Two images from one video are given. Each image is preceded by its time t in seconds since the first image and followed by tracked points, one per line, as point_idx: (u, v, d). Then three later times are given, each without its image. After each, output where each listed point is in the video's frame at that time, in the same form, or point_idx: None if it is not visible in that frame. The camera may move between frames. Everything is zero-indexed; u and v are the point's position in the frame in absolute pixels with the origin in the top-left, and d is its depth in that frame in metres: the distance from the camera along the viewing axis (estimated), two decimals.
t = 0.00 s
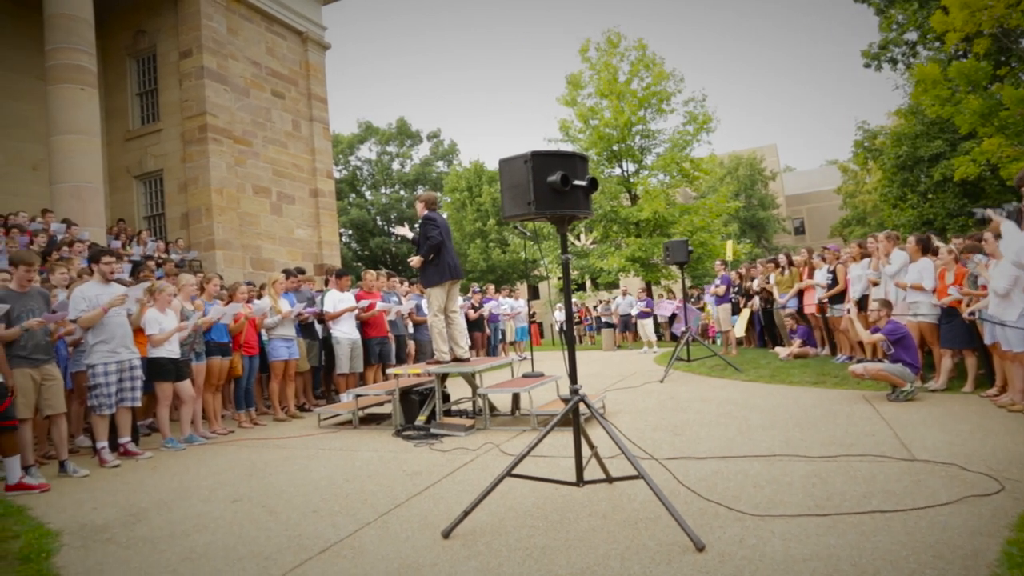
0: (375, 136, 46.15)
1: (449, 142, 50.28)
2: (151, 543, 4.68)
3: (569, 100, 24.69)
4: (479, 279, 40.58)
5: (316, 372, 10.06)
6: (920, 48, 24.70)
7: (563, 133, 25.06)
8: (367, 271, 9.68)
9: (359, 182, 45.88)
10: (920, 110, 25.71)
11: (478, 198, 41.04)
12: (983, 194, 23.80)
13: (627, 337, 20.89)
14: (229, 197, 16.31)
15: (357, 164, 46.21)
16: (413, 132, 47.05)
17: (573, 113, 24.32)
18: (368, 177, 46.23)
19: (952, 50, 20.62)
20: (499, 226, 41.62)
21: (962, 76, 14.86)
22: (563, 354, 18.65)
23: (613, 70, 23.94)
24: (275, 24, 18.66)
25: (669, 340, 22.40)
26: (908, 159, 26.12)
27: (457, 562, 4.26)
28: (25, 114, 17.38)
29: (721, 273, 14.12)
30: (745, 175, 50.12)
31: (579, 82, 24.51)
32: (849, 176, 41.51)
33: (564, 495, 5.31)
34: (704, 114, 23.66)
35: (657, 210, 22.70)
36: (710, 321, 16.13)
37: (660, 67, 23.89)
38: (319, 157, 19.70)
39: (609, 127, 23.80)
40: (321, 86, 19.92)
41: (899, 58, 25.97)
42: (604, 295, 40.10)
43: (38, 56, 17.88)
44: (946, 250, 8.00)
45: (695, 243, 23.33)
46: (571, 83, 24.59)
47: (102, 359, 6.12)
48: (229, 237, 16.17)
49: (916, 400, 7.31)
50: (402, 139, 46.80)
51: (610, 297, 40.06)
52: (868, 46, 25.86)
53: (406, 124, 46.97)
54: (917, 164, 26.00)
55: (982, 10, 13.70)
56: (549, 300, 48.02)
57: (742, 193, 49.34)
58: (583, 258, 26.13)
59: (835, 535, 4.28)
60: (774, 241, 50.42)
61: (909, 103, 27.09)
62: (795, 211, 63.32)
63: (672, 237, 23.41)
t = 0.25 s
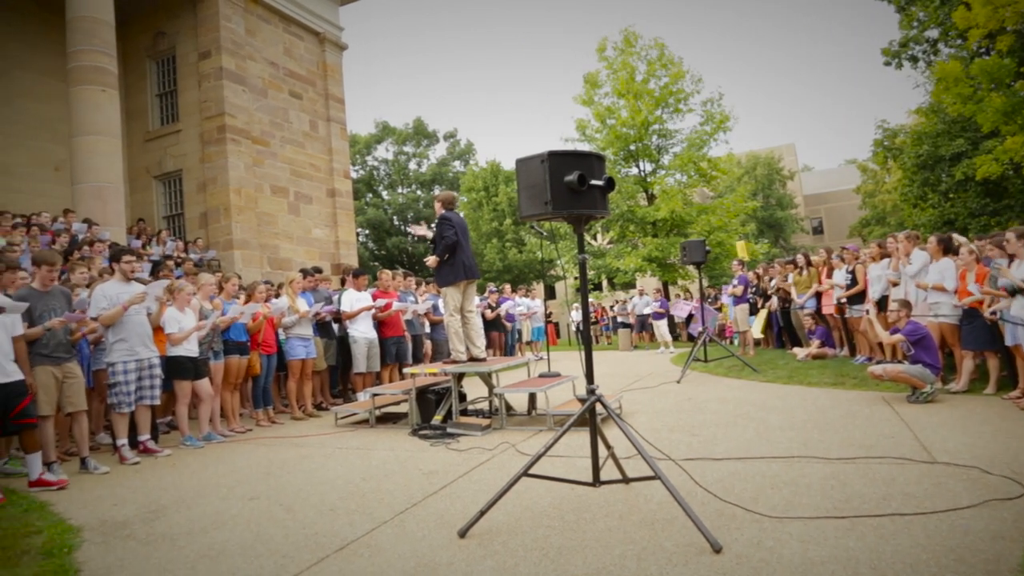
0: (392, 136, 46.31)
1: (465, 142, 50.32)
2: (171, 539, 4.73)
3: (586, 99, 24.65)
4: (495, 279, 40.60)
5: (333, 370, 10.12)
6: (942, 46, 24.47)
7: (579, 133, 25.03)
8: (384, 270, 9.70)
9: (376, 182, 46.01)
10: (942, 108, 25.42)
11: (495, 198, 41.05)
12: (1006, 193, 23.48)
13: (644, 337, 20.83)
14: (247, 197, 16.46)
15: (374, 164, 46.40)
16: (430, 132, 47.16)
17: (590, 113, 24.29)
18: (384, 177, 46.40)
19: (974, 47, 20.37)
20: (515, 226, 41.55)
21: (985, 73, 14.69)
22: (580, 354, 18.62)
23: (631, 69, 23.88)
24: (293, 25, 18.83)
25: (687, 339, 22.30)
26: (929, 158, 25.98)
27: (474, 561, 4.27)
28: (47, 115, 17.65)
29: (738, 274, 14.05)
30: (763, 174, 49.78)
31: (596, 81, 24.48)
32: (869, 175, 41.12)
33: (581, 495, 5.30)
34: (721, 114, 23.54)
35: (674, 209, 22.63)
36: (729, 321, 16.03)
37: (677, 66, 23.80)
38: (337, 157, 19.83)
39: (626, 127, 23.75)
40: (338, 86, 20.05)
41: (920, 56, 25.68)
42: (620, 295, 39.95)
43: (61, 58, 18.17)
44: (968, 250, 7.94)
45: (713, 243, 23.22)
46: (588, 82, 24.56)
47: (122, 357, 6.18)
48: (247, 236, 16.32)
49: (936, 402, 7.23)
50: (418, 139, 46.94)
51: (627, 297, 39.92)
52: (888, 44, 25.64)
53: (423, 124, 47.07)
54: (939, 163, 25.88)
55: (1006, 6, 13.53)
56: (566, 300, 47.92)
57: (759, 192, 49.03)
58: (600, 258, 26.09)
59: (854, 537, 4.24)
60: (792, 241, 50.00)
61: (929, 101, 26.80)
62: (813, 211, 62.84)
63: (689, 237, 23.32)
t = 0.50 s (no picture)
0: (410, 136, 46.47)
1: (483, 142, 50.33)
2: (190, 536, 4.77)
3: (603, 99, 24.61)
4: (512, 279, 40.58)
5: (350, 369, 10.18)
6: (965, 43, 24.20)
7: (597, 133, 24.99)
8: (401, 270, 9.73)
9: (394, 182, 46.12)
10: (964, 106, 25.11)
11: (512, 198, 41.03)
12: None
13: (662, 337, 20.75)
14: (267, 197, 16.59)
15: (391, 163, 46.51)
16: (447, 132, 47.22)
17: (608, 112, 24.25)
18: (402, 177, 46.50)
19: (997, 44, 20.10)
20: (533, 226, 41.46)
21: (1009, 70, 14.49)
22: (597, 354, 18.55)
23: (649, 69, 23.82)
24: (311, 26, 18.98)
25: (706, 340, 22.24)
26: (951, 157, 25.68)
27: (490, 561, 4.27)
28: (70, 117, 17.93)
29: (757, 274, 13.97)
30: (781, 174, 49.43)
31: (614, 80, 24.42)
32: (890, 174, 40.69)
33: (598, 496, 5.29)
34: (740, 113, 23.42)
35: (692, 209, 22.54)
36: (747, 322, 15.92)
37: (695, 65, 23.69)
38: (355, 158, 19.95)
39: (644, 126, 23.65)
40: (356, 87, 20.16)
41: (942, 54, 25.45)
42: (638, 296, 39.80)
43: (84, 61, 18.45)
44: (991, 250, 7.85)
45: (731, 243, 23.08)
46: (605, 82, 24.51)
47: (142, 356, 6.25)
48: (267, 236, 16.45)
49: (958, 404, 7.13)
50: (435, 139, 47.02)
51: (644, 297, 39.77)
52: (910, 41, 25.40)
53: (440, 124, 47.16)
54: (960, 162, 25.57)
55: None
56: (583, 300, 47.81)
57: (778, 192, 48.69)
58: (618, 258, 26.04)
59: (874, 540, 4.19)
60: (812, 241, 49.56)
61: (951, 99, 26.48)
62: (833, 211, 62.32)
63: (707, 237, 23.23)
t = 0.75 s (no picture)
0: (428, 136, 46.62)
1: (502, 142, 50.31)
2: (211, 533, 4.81)
3: (622, 98, 24.54)
4: (530, 279, 40.54)
5: (370, 368, 10.24)
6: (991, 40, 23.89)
7: (616, 132, 24.91)
8: (420, 269, 9.76)
9: (413, 182, 46.20)
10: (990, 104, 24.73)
11: (531, 198, 40.95)
12: None
13: (681, 337, 20.63)
14: (286, 197, 16.73)
15: (410, 163, 46.63)
16: (466, 132, 47.27)
17: (627, 112, 24.18)
18: (421, 177, 46.59)
19: None
20: (551, 226, 41.26)
21: None
22: (616, 354, 18.48)
23: (668, 68, 23.75)
24: (331, 26, 19.13)
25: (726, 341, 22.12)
26: (976, 156, 25.42)
27: (508, 560, 4.27)
28: (95, 118, 18.24)
29: (777, 274, 13.87)
30: (802, 173, 49.01)
31: (633, 79, 24.34)
32: (913, 173, 40.19)
33: (616, 496, 5.27)
34: (760, 112, 23.26)
35: (712, 209, 22.43)
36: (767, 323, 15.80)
37: (716, 64, 23.56)
38: (374, 158, 20.05)
39: (664, 125, 23.54)
40: (375, 87, 20.26)
41: (967, 50, 25.13)
42: (657, 296, 39.60)
43: (108, 63, 18.75)
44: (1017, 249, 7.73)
45: (751, 243, 22.90)
46: (624, 81, 24.44)
47: (165, 354, 6.31)
48: (287, 235, 16.59)
49: (983, 406, 7.03)
50: (454, 139, 47.10)
51: (663, 298, 39.57)
52: (934, 38, 25.10)
53: (459, 124, 47.23)
54: (986, 161, 25.29)
55: None
56: (601, 300, 47.64)
57: (799, 191, 48.29)
58: (636, 258, 25.96)
59: (896, 543, 4.15)
60: (833, 241, 49.04)
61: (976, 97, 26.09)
62: (854, 211, 61.71)
63: (727, 237, 23.08)
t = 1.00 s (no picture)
0: (445, 136, 46.71)
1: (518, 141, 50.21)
2: (230, 531, 4.84)
3: (639, 98, 24.46)
4: (546, 279, 40.46)
5: (386, 368, 10.29)
6: (1015, 37, 23.56)
7: (633, 132, 24.82)
8: (437, 269, 9.78)
9: (429, 182, 46.24)
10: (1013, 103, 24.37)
11: (548, 197, 40.76)
12: None
13: (698, 338, 20.52)
14: (304, 197, 16.85)
15: (427, 163, 46.67)
16: (483, 132, 47.26)
17: (644, 111, 24.10)
18: (438, 177, 46.62)
19: None
20: (569, 226, 40.89)
21: None
22: (633, 354, 18.40)
23: (685, 67, 23.66)
24: (349, 27, 19.24)
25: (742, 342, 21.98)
26: (998, 155, 25.13)
27: (524, 560, 4.26)
28: (116, 119, 18.45)
29: (795, 274, 13.76)
30: (821, 173, 48.60)
31: (650, 79, 24.26)
32: (934, 173, 39.70)
33: (633, 497, 5.25)
34: (779, 111, 23.09)
35: (730, 208, 22.31)
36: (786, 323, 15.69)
37: (734, 63, 23.41)
38: (391, 158, 20.11)
39: (681, 125, 23.43)
40: (392, 87, 20.34)
41: (990, 47, 24.77)
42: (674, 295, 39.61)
43: (129, 64, 18.97)
44: None
45: (769, 243, 22.72)
46: (641, 81, 24.37)
47: (185, 353, 6.38)
48: (304, 235, 16.71)
49: (1005, 409, 6.93)
50: (471, 139, 47.12)
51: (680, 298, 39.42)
52: (956, 36, 24.81)
53: (476, 124, 47.23)
54: (1009, 159, 24.98)
55: None
56: (619, 300, 47.47)
57: (818, 191, 47.91)
58: (654, 258, 25.87)
59: (916, 546, 4.10)
60: (852, 241, 48.56)
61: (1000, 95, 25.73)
62: (874, 211, 61.15)
63: (745, 237, 22.94)
